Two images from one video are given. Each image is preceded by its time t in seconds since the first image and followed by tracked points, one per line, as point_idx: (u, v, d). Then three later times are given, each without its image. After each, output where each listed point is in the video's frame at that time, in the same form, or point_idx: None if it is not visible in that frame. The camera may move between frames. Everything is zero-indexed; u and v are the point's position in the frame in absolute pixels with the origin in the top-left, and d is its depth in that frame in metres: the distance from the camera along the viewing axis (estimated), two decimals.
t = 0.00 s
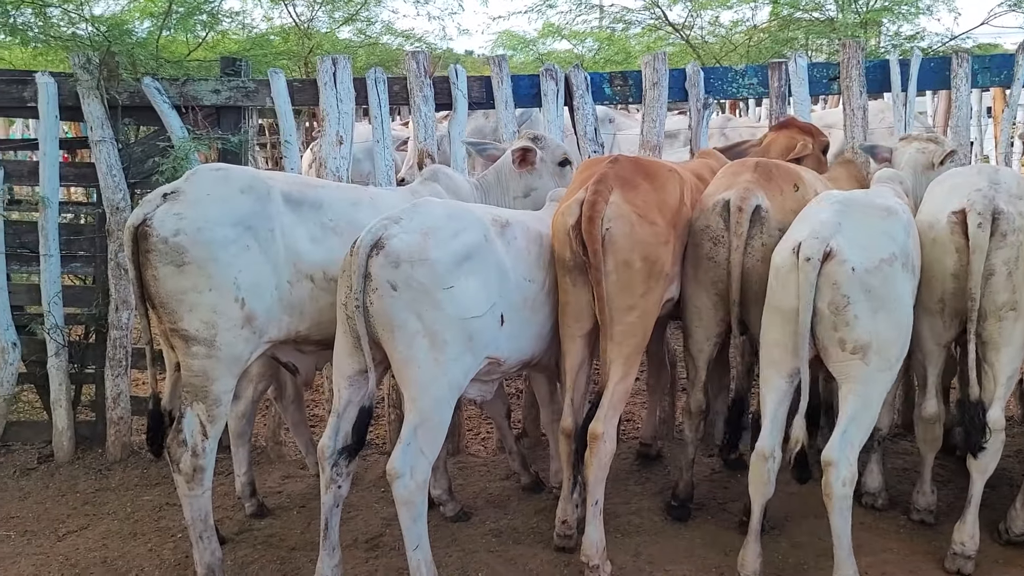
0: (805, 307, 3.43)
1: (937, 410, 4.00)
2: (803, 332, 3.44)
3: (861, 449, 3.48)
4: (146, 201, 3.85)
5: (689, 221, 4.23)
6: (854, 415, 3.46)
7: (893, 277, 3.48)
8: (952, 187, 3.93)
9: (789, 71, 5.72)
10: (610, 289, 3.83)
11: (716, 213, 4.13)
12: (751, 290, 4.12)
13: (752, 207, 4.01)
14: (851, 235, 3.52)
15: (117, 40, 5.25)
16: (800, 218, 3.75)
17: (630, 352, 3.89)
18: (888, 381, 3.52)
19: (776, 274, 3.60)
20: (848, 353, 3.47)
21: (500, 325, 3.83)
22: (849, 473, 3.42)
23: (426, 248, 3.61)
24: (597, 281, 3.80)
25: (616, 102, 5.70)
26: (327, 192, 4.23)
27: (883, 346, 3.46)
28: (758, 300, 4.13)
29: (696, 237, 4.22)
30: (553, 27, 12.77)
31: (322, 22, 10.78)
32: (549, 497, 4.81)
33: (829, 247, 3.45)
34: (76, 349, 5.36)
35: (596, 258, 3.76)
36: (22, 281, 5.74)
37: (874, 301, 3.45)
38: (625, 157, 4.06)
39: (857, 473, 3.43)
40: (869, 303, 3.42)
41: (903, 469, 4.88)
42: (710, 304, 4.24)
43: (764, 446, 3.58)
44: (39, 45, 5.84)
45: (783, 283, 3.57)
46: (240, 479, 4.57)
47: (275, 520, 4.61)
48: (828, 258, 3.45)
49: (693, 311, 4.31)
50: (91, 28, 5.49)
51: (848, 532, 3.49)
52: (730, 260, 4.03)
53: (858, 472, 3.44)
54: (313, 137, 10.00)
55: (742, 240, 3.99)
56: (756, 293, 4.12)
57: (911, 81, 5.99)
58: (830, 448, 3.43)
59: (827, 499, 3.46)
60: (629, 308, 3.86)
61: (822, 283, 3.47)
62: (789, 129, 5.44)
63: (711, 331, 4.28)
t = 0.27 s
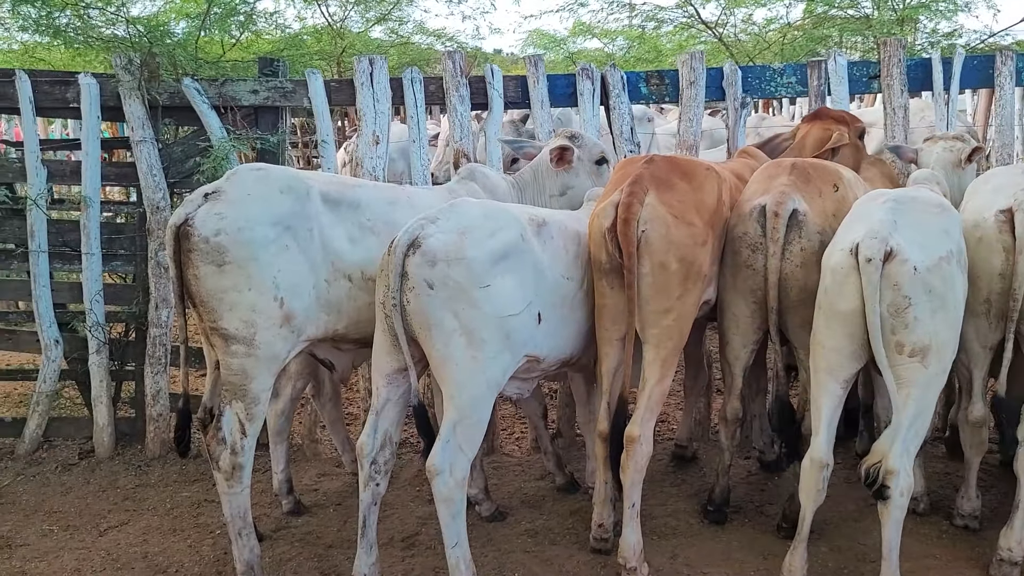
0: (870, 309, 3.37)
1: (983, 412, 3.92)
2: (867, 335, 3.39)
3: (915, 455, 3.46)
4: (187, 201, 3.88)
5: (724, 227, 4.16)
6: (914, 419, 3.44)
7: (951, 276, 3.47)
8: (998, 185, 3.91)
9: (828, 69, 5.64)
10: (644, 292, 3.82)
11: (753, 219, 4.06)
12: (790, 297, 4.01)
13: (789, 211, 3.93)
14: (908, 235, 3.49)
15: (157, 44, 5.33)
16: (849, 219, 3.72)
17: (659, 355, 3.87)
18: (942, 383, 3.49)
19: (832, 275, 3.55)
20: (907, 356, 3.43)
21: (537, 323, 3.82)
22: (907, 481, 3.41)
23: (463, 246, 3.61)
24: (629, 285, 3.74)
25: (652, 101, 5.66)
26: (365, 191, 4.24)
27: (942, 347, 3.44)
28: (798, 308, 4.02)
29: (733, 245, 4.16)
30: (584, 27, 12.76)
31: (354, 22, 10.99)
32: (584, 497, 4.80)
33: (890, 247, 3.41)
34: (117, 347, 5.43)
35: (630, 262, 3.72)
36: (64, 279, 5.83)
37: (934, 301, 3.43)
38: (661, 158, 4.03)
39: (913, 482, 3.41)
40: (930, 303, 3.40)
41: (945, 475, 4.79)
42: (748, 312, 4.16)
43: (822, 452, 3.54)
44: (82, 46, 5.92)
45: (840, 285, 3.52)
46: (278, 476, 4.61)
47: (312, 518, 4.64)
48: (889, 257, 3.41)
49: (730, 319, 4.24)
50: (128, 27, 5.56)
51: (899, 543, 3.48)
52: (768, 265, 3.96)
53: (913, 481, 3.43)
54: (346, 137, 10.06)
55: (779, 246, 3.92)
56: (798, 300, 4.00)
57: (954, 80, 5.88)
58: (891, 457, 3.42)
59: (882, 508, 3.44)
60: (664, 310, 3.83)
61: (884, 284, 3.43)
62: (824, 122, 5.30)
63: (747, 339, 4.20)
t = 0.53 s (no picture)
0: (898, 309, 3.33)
1: None
2: (896, 335, 3.35)
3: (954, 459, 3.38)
4: (228, 198, 3.91)
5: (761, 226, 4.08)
6: (951, 421, 3.35)
7: (990, 275, 3.37)
8: None
9: (868, 67, 5.57)
10: (690, 293, 3.77)
11: (789, 218, 4.00)
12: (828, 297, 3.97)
13: (826, 210, 3.87)
14: (942, 233, 3.41)
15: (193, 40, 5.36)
16: (887, 219, 3.66)
17: (697, 358, 3.83)
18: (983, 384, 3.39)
19: (866, 275, 3.50)
20: (942, 356, 3.36)
21: (577, 322, 3.80)
22: (946, 485, 3.33)
23: (502, 244, 3.60)
24: (676, 285, 3.68)
25: (688, 99, 5.62)
26: (403, 189, 4.25)
27: (980, 348, 3.34)
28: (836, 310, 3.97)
29: (769, 245, 4.09)
30: (613, 25, 12.73)
31: (385, 21, 11.11)
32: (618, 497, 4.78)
33: (923, 246, 3.35)
34: (154, 343, 5.49)
35: (679, 262, 3.64)
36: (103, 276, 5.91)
37: (970, 300, 3.33)
38: (703, 156, 3.99)
39: (953, 487, 3.34)
40: (966, 303, 3.31)
41: (986, 480, 4.71)
42: (783, 312, 4.10)
43: (857, 455, 3.48)
44: (121, 45, 5.99)
45: (874, 285, 3.47)
46: (314, 473, 4.64)
47: (346, 515, 4.66)
48: (922, 257, 3.35)
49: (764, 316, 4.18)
50: (161, 25, 5.61)
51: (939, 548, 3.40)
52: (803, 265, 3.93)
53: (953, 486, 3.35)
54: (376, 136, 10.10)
55: (814, 246, 3.88)
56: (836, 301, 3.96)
57: (997, 78, 5.75)
58: (928, 459, 3.35)
59: (920, 512, 3.38)
60: (707, 311, 3.80)
61: (916, 283, 3.37)
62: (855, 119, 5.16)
63: (783, 339, 4.14)
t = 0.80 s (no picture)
0: (939, 312, 3.27)
1: None
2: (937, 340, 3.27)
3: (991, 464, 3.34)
4: (260, 196, 3.92)
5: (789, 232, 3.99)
6: (991, 426, 3.30)
7: None
8: None
9: (898, 66, 5.50)
10: (730, 294, 3.71)
11: (814, 227, 3.93)
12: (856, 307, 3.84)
13: (850, 218, 3.76)
14: (982, 236, 3.36)
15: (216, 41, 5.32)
16: (921, 221, 3.60)
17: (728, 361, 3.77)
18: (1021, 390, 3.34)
19: (903, 278, 3.43)
20: (983, 361, 3.30)
21: (608, 322, 3.78)
22: (984, 491, 3.29)
23: (534, 244, 3.58)
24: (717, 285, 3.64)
25: (715, 98, 5.59)
26: (433, 188, 4.24)
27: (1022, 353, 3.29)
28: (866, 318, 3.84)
29: (796, 255, 4.01)
30: (633, 25, 12.68)
31: (406, 20, 11.13)
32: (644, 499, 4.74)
33: (964, 249, 3.29)
34: (181, 340, 5.52)
35: (720, 263, 3.62)
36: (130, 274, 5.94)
37: (1012, 304, 3.28)
38: (740, 156, 3.96)
39: (991, 493, 3.29)
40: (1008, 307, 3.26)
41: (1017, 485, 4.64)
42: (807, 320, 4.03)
43: (891, 460, 3.45)
44: (148, 44, 6.01)
45: (912, 288, 3.40)
46: (340, 471, 4.64)
47: (372, 513, 4.65)
48: (963, 260, 3.29)
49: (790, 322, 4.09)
50: (183, 23, 5.54)
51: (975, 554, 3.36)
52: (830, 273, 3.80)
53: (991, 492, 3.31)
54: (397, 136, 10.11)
55: (838, 256, 3.76)
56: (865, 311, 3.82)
57: None
58: (965, 466, 3.30)
59: (956, 518, 3.34)
60: (747, 312, 3.74)
61: (957, 286, 3.31)
62: (877, 118, 5.00)
63: (805, 343, 4.05)
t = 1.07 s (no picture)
0: (974, 317, 3.21)
1: None
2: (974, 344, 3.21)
3: None
4: (286, 197, 3.93)
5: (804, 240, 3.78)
6: None
7: None
8: None
9: (927, 66, 5.44)
10: (747, 296, 3.63)
11: (832, 237, 3.68)
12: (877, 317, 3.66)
13: (871, 228, 3.55)
14: (1015, 238, 3.31)
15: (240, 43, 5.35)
16: (949, 221, 3.53)
17: (753, 365, 3.71)
18: None
19: (935, 281, 3.37)
20: (1017, 366, 3.27)
21: (632, 323, 3.76)
22: (1017, 497, 3.26)
23: (556, 245, 3.57)
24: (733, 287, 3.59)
25: (741, 98, 5.55)
26: (460, 189, 4.24)
27: None
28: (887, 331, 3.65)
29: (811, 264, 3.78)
30: (654, 24, 12.64)
31: (427, 21, 11.17)
32: (668, 501, 4.71)
33: (1000, 251, 3.23)
34: (206, 339, 5.55)
35: (734, 265, 3.58)
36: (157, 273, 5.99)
37: None
38: (759, 156, 3.87)
39: None
40: None
41: None
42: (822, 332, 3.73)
43: (924, 466, 3.40)
44: (174, 45, 6.06)
45: (945, 291, 3.33)
46: (364, 471, 4.66)
47: (396, 513, 4.66)
48: (999, 262, 3.24)
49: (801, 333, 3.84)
50: (208, 25, 5.56)
51: (1007, 561, 3.32)
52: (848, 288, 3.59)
53: None
54: (420, 136, 10.15)
55: (858, 268, 3.56)
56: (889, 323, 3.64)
57: None
58: (999, 472, 3.27)
59: (989, 525, 3.30)
60: (767, 315, 3.65)
61: (993, 289, 3.25)
62: (909, 121, 4.88)
63: (815, 355, 3.74)
